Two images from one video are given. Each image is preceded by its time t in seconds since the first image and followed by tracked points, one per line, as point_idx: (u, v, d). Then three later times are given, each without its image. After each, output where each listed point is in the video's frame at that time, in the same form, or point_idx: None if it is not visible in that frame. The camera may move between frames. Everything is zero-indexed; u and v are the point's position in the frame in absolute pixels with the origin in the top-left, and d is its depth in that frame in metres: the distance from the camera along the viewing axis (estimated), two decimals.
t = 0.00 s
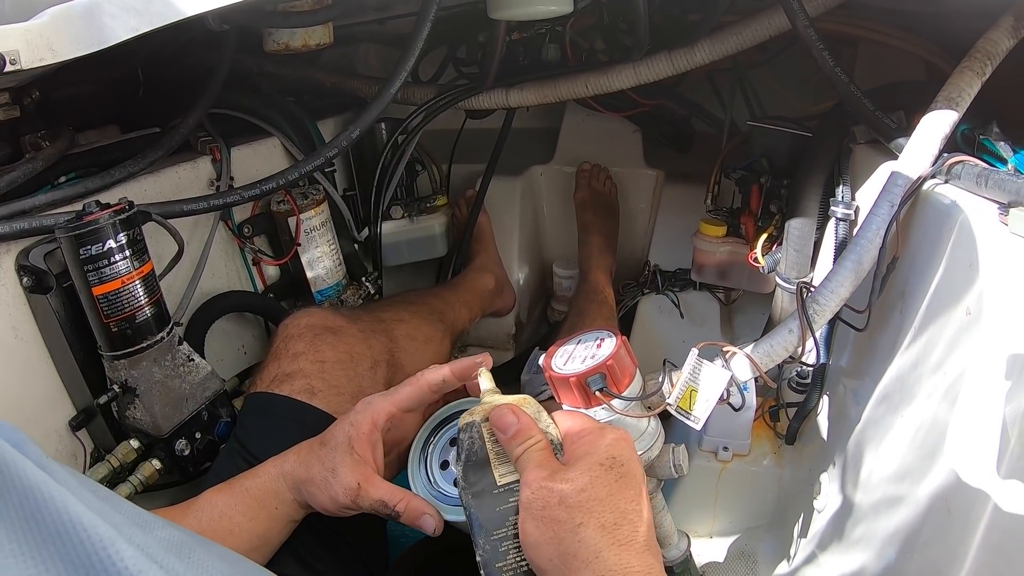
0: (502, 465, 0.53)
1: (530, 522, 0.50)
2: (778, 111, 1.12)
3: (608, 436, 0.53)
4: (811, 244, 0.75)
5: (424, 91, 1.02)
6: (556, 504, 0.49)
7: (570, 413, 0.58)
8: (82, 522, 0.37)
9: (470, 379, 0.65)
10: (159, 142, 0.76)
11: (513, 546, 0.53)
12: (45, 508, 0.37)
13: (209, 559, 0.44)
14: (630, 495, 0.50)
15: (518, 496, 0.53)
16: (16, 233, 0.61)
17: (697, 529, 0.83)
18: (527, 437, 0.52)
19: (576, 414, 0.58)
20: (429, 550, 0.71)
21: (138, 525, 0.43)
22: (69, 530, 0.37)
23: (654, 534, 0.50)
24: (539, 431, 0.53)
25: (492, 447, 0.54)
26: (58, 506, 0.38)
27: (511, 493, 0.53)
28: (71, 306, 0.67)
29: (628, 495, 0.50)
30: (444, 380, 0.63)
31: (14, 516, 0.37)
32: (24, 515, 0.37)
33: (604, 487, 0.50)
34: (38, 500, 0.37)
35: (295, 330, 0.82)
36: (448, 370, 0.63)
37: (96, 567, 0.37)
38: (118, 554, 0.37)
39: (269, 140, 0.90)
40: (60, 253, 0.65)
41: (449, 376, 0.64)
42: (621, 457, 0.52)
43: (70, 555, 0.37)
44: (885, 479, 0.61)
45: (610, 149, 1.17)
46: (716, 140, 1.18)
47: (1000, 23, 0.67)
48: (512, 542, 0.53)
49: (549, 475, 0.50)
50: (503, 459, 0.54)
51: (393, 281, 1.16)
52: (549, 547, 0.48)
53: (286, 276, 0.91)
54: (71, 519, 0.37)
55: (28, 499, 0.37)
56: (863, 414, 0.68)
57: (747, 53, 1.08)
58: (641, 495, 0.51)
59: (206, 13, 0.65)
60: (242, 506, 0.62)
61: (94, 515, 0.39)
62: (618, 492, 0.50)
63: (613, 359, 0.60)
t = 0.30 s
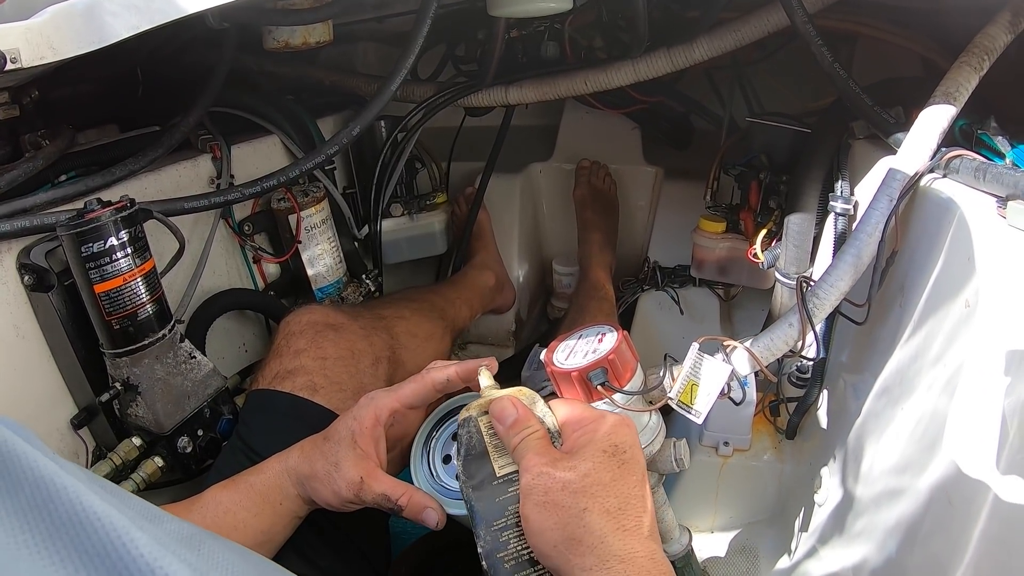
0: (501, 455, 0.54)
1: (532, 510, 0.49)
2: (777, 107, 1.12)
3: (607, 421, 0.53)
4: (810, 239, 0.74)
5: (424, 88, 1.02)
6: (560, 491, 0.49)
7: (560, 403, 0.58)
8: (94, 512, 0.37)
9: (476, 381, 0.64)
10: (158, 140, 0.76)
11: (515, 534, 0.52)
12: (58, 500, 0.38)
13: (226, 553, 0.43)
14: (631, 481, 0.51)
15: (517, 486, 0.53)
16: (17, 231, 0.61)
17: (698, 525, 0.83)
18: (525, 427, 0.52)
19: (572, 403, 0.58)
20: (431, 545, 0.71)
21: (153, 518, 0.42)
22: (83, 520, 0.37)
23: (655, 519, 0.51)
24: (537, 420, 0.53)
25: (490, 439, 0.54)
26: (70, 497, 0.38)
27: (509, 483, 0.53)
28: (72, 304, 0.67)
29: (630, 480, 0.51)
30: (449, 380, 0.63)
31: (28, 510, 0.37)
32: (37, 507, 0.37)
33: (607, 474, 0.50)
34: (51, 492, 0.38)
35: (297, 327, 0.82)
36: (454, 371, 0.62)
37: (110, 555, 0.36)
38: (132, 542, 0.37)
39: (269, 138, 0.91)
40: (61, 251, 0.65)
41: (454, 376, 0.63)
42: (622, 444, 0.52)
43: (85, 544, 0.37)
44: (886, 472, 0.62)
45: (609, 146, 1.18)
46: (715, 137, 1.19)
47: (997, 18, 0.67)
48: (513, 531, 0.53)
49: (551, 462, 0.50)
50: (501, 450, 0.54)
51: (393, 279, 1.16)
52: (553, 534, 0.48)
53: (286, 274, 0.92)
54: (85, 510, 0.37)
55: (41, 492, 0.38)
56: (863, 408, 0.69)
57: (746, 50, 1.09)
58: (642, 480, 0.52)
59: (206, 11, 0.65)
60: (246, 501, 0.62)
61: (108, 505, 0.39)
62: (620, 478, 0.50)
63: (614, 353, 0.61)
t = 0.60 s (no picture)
0: (503, 446, 0.54)
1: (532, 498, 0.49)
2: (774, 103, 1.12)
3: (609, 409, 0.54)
4: (808, 233, 0.75)
5: (421, 86, 1.02)
6: (561, 477, 0.49)
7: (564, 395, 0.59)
8: (93, 501, 0.37)
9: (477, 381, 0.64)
10: (156, 139, 0.76)
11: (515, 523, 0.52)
12: (57, 491, 0.38)
13: (228, 546, 0.43)
14: (632, 470, 0.51)
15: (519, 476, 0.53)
16: (16, 231, 0.61)
17: (697, 520, 0.84)
18: (527, 416, 0.53)
19: (575, 395, 0.58)
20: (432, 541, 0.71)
21: (155, 512, 0.42)
22: (82, 509, 0.37)
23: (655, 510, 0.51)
24: (539, 411, 0.54)
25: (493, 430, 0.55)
26: (70, 488, 0.38)
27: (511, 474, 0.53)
28: (72, 303, 0.67)
29: (631, 470, 0.51)
30: (450, 379, 0.63)
31: (28, 501, 0.37)
32: (36, 501, 0.37)
33: (608, 461, 0.51)
34: (50, 484, 0.38)
35: (296, 325, 0.82)
36: (455, 370, 0.63)
37: (109, 543, 0.36)
38: (131, 528, 0.37)
39: (266, 137, 0.91)
40: (59, 250, 0.65)
41: (455, 375, 0.63)
42: (623, 434, 0.53)
43: (85, 533, 0.37)
44: (884, 465, 0.62)
45: (607, 143, 1.18)
46: (712, 133, 1.19)
47: (993, 13, 0.67)
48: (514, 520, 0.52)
49: (553, 449, 0.51)
50: (504, 441, 0.54)
51: (391, 277, 1.16)
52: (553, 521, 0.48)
53: (285, 272, 0.92)
54: (84, 499, 0.38)
55: (41, 483, 0.38)
56: (861, 402, 0.69)
57: (742, 45, 1.09)
58: (642, 471, 0.52)
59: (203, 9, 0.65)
60: (247, 498, 0.62)
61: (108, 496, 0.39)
62: (621, 467, 0.51)
63: (612, 348, 0.61)
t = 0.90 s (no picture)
0: (507, 454, 0.54)
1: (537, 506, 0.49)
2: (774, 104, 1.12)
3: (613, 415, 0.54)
4: (810, 236, 0.75)
5: (420, 87, 1.02)
6: (566, 485, 0.49)
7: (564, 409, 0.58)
8: (99, 536, 0.37)
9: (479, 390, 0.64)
10: (154, 145, 0.76)
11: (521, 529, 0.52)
12: (62, 526, 0.37)
13: (226, 566, 0.44)
14: (637, 477, 0.51)
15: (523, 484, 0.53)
16: (15, 238, 0.61)
17: (700, 523, 0.84)
18: (531, 424, 0.53)
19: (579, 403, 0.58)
20: (435, 548, 0.71)
21: (154, 537, 0.42)
22: (87, 543, 0.37)
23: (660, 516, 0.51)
24: (542, 419, 0.54)
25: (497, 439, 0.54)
26: (75, 521, 0.37)
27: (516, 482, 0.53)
28: (71, 311, 0.67)
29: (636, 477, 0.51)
30: (454, 388, 0.63)
31: (30, 533, 0.37)
32: (39, 535, 0.37)
33: (613, 468, 0.50)
34: (54, 517, 0.37)
35: (297, 330, 0.82)
36: (460, 379, 0.63)
37: None
38: (139, 564, 0.37)
39: (265, 140, 0.90)
40: (59, 258, 0.65)
41: (459, 384, 0.63)
42: (628, 441, 0.52)
43: (92, 568, 0.37)
44: (887, 469, 0.62)
45: (607, 144, 1.17)
46: (712, 133, 1.18)
47: (996, 15, 0.67)
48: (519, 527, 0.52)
49: (558, 456, 0.50)
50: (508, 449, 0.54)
51: (391, 279, 1.16)
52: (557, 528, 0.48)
53: (284, 276, 0.91)
54: (90, 533, 0.37)
55: (44, 515, 0.37)
56: (864, 406, 0.69)
57: (743, 46, 1.08)
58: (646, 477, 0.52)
59: (201, 14, 0.64)
60: (249, 506, 0.62)
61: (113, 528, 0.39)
62: (626, 474, 0.51)
63: (615, 354, 0.61)
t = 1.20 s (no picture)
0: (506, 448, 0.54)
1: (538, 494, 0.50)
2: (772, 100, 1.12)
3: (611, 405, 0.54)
4: (809, 230, 0.75)
5: (420, 86, 1.02)
6: (565, 473, 0.49)
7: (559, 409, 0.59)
8: (108, 505, 0.38)
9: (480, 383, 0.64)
10: (155, 142, 0.76)
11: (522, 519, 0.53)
12: (71, 498, 0.38)
13: (239, 547, 0.43)
14: (635, 465, 0.51)
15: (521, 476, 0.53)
16: (16, 235, 0.61)
17: (701, 517, 0.84)
18: (531, 416, 0.54)
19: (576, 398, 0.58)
20: (437, 542, 0.71)
21: (166, 515, 0.42)
22: (97, 512, 0.37)
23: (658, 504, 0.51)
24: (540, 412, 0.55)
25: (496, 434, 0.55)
26: (84, 493, 0.38)
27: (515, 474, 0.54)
28: (73, 307, 0.67)
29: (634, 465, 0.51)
30: (455, 379, 0.64)
31: (42, 507, 0.38)
32: (50, 509, 0.38)
33: (610, 457, 0.50)
34: (63, 491, 0.38)
35: (298, 326, 0.82)
36: (460, 371, 0.63)
37: (126, 545, 0.37)
38: (148, 531, 0.37)
39: (266, 138, 0.91)
40: (60, 254, 0.65)
41: (459, 376, 0.64)
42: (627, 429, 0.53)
43: (102, 536, 0.37)
44: (888, 460, 0.62)
45: (606, 141, 1.18)
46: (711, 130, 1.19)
47: (992, 8, 0.67)
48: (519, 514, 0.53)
49: (556, 445, 0.51)
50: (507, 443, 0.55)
51: (391, 277, 1.16)
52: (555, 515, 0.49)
53: (285, 273, 0.92)
54: (98, 504, 0.38)
55: (54, 489, 0.38)
56: (865, 398, 0.69)
57: (741, 42, 1.09)
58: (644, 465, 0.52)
59: (202, 12, 0.64)
60: (252, 499, 0.62)
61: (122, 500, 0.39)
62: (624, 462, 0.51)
63: (616, 347, 0.61)
